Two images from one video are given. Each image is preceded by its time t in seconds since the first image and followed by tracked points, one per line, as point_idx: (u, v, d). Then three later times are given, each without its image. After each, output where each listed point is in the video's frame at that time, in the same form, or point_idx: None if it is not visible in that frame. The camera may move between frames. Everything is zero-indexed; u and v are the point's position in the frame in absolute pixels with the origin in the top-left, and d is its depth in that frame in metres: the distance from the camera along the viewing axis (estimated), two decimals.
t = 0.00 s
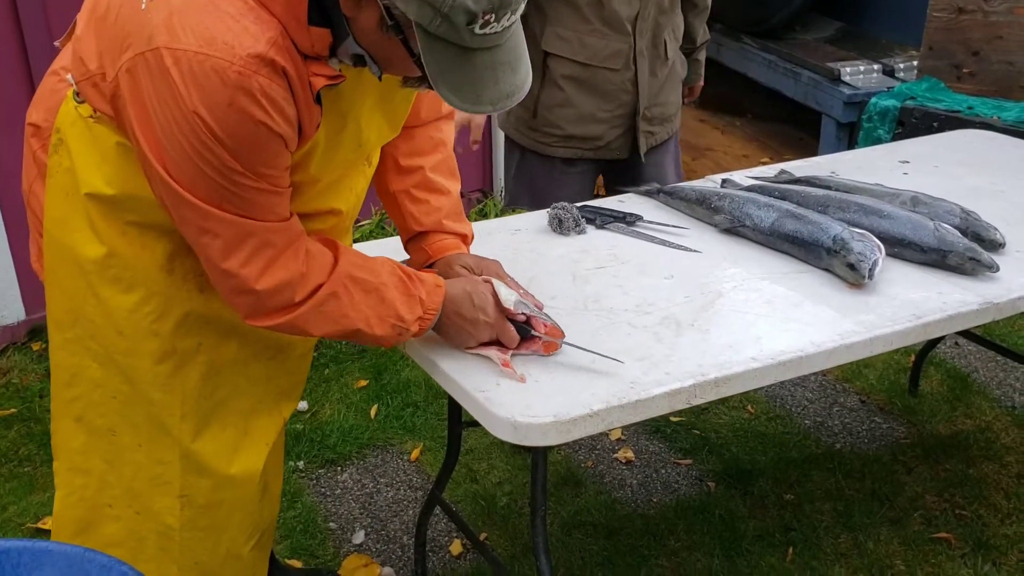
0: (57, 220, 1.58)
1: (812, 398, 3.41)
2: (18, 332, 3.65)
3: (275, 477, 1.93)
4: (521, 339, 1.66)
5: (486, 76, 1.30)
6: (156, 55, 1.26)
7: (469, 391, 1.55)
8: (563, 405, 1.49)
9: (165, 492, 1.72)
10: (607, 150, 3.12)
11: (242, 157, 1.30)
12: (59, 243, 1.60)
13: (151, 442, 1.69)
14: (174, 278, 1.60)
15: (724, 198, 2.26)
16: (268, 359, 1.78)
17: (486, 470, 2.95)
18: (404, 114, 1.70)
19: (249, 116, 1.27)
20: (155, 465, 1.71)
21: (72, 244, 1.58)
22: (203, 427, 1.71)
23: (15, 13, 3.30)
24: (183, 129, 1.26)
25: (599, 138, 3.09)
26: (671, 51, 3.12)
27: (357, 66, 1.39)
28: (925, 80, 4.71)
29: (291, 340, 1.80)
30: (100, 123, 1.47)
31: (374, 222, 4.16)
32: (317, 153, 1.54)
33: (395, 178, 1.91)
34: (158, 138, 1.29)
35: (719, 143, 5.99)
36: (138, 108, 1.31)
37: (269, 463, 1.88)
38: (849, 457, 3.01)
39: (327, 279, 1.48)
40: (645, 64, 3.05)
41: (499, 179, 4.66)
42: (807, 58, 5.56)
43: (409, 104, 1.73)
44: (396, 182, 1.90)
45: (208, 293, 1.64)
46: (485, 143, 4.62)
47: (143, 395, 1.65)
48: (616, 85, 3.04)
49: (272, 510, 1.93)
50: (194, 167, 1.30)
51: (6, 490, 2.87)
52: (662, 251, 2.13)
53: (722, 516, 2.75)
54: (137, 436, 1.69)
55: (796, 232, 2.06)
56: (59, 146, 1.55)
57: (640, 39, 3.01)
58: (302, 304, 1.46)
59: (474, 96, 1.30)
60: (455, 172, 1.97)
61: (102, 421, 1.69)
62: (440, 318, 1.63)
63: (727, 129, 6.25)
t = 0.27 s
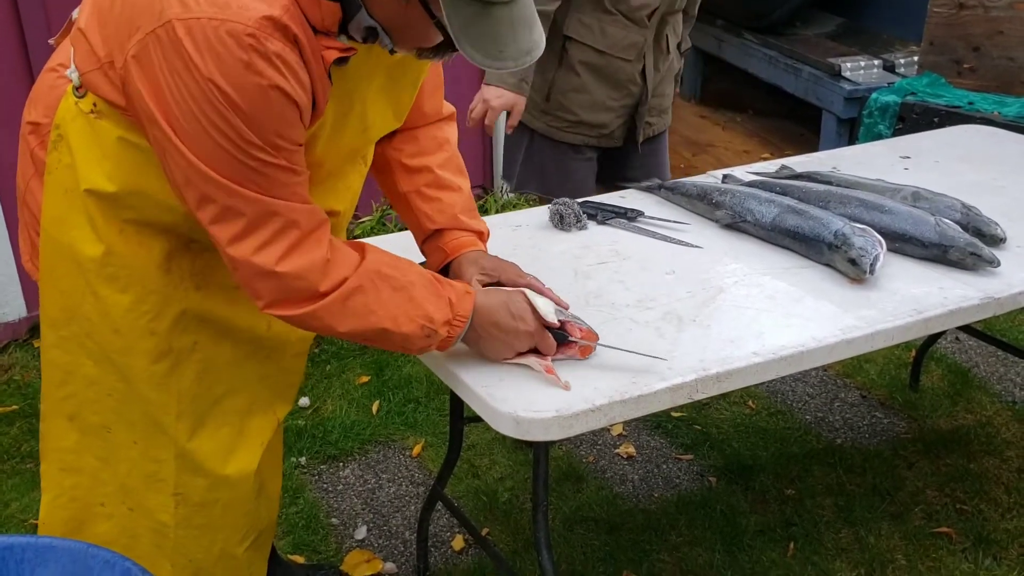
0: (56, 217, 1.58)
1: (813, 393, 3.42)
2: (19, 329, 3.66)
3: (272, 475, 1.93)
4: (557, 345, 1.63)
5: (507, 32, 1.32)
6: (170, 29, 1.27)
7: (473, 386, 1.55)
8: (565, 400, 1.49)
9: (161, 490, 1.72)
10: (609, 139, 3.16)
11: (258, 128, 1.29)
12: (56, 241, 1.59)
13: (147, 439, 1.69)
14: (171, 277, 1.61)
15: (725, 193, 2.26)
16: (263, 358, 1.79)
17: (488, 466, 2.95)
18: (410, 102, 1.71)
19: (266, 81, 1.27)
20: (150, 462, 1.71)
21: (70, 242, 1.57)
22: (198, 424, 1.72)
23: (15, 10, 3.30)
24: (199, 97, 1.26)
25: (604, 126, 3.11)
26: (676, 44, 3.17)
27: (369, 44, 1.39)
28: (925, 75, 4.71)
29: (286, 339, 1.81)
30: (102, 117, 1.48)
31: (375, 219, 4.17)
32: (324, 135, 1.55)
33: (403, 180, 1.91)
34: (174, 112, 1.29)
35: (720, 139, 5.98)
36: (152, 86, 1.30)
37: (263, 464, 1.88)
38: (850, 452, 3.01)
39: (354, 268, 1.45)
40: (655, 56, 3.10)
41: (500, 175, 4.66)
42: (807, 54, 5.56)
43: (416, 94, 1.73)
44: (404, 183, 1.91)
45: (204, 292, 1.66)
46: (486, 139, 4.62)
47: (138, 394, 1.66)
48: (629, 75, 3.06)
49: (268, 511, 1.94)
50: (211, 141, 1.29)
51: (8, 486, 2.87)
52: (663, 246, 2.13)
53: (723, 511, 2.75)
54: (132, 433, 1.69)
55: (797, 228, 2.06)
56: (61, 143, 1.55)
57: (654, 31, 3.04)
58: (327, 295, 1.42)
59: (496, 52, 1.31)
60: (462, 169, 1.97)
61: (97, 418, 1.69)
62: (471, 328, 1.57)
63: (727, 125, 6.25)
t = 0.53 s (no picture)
0: (56, 224, 1.57)
1: (812, 391, 3.42)
2: (19, 328, 3.66)
3: (272, 477, 1.94)
4: (556, 340, 1.64)
5: (522, 23, 1.33)
6: (186, 33, 1.27)
7: (473, 385, 1.56)
8: (566, 399, 1.49)
9: (159, 493, 1.73)
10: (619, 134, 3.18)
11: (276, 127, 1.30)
12: (56, 248, 1.58)
13: (146, 443, 1.70)
14: (174, 283, 1.62)
15: (724, 192, 2.27)
16: (264, 363, 1.80)
17: (487, 464, 2.96)
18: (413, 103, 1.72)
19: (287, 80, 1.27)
20: (148, 465, 1.71)
21: (72, 248, 1.57)
22: (197, 427, 1.72)
23: (15, 10, 3.30)
24: (219, 99, 1.26)
25: (614, 121, 3.14)
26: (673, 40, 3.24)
27: (383, 43, 1.38)
28: (924, 74, 4.71)
29: (287, 343, 1.81)
30: (109, 124, 1.48)
31: (374, 218, 4.17)
32: (334, 132, 1.55)
33: (402, 184, 1.91)
34: (192, 116, 1.29)
35: (718, 138, 5.99)
36: (166, 91, 1.30)
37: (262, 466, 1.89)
38: (848, 451, 3.02)
39: (367, 267, 1.46)
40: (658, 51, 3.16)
41: (500, 174, 4.67)
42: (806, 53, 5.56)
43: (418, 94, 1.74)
44: (402, 187, 1.91)
45: (205, 297, 1.67)
46: (485, 138, 4.63)
47: (138, 398, 1.65)
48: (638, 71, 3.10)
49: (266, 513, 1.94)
50: (231, 143, 1.29)
51: (8, 486, 2.87)
52: (663, 245, 2.14)
53: (723, 509, 2.76)
54: (131, 437, 1.69)
55: (797, 226, 2.06)
56: (64, 148, 1.54)
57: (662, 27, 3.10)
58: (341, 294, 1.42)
59: (513, 44, 1.32)
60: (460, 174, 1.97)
61: (95, 422, 1.69)
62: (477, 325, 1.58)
63: (726, 124, 6.25)
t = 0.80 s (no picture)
0: (53, 226, 1.56)
1: (811, 389, 3.43)
2: (18, 328, 3.66)
3: (266, 479, 1.94)
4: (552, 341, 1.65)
5: (534, 28, 1.36)
6: (199, 27, 1.27)
7: (473, 383, 1.56)
8: (565, 398, 1.50)
9: (152, 494, 1.73)
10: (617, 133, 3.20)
11: (286, 124, 1.31)
12: (54, 251, 1.57)
13: (140, 444, 1.69)
14: (170, 287, 1.62)
15: (723, 190, 2.27)
16: (258, 367, 1.81)
17: (487, 462, 2.96)
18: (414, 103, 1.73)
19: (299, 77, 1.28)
20: (141, 466, 1.71)
21: (69, 251, 1.56)
22: (191, 429, 1.73)
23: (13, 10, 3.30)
24: (232, 94, 1.27)
25: (612, 121, 3.16)
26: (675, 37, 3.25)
27: (393, 44, 1.39)
28: (922, 72, 4.72)
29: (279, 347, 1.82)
30: (110, 126, 1.48)
31: (373, 216, 4.17)
32: (339, 134, 1.55)
33: (399, 186, 1.91)
34: (204, 110, 1.29)
35: (717, 136, 5.99)
36: (176, 86, 1.30)
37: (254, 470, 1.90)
38: (847, 449, 3.03)
39: (366, 267, 1.47)
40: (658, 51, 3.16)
41: (499, 173, 4.68)
42: (804, 51, 5.57)
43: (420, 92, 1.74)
44: (399, 189, 1.91)
45: (201, 301, 1.67)
46: (484, 137, 4.64)
47: (132, 401, 1.65)
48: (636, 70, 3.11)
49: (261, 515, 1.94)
50: (242, 140, 1.30)
51: (8, 485, 2.88)
52: (662, 243, 2.14)
53: (722, 507, 2.77)
54: (124, 438, 1.69)
55: (795, 224, 2.07)
56: (63, 149, 1.54)
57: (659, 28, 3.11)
58: (339, 297, 1.42)
59: (523, 49, 1.36)
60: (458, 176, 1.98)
61: (89, 423, 1.69)
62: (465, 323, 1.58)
63: (724, 122, 6.26)
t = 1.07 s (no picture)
0: (43, 225, 1.57)
1: (807, 389, 3.44)
2: (14, 327, 3.66)
3: (260, 478, 1.94)
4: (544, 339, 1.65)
5: (520, 19, 1.38)
6: (190, 18, 1.26)
7: (469, 383, 1.57)
8: (563, 397, 1.50)
9: (146, 493, 1.73)
10: (611, 133, 3.21)
11: (276, 117, 1.31)
12: (45, 250, 1.58)
13: (134, 444, 1.70)
14: (164, 285, 1.62)
15: (720, 190, 2.28)
16: (252, 366, 1.80)
17: (484, 462, 2.96)
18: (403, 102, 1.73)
19: (290, 69, 1.28)
20: (134, 465, 1.71)
21: (61, 250, 1.57)
22: (184, 428, 1.72)
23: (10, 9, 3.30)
24: (222, 86, 1.26)
25: (602, 120, 3.18)
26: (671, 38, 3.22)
27: (383, 37, 1.40)
28: (918, 72, 4.73)
29: (272, 345, 1.81)
30: (101, 124, 1.49)
31: (370, 216, 4.17)
32: (328, 128, 1.56)
33: (395, 186, 1.91)
34: (195, 102, 1.28)
35: (714, 136, 6.00)
36: (166, 78, 1.29)
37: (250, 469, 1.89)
38: (843, 448, 3.03)
39: (344, 269, 1.47)
40: (645, 50, 3.17)
41: (496, 172, 4.68)
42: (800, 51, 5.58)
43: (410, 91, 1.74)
44: (395, 189, 1.91)
45: (194, 299, 1.66)
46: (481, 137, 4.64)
47: (126, 400, 1.66)
48: (620, 68, 3.15)
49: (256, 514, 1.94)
50: (232, 132, 1.29)
51: (5, 485, 2.87)
52: (658, 243, 2.15)
53: (718, 506, 2.77)
54: (118, 438, 1.69)
55: (791, 224, 2.07)
56: (54, 148, 1.54)
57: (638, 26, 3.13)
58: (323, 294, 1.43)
59: (511, 40, 1.38)
60: (453, 176, 1.98)
61: (83, 423, 1.69)
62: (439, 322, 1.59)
63: (721, 122, 6.27)
